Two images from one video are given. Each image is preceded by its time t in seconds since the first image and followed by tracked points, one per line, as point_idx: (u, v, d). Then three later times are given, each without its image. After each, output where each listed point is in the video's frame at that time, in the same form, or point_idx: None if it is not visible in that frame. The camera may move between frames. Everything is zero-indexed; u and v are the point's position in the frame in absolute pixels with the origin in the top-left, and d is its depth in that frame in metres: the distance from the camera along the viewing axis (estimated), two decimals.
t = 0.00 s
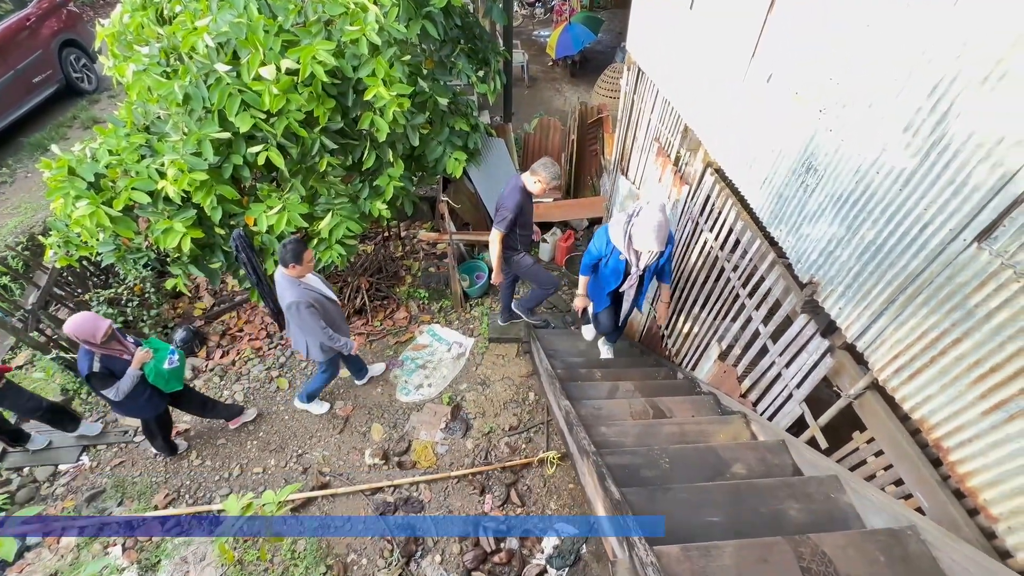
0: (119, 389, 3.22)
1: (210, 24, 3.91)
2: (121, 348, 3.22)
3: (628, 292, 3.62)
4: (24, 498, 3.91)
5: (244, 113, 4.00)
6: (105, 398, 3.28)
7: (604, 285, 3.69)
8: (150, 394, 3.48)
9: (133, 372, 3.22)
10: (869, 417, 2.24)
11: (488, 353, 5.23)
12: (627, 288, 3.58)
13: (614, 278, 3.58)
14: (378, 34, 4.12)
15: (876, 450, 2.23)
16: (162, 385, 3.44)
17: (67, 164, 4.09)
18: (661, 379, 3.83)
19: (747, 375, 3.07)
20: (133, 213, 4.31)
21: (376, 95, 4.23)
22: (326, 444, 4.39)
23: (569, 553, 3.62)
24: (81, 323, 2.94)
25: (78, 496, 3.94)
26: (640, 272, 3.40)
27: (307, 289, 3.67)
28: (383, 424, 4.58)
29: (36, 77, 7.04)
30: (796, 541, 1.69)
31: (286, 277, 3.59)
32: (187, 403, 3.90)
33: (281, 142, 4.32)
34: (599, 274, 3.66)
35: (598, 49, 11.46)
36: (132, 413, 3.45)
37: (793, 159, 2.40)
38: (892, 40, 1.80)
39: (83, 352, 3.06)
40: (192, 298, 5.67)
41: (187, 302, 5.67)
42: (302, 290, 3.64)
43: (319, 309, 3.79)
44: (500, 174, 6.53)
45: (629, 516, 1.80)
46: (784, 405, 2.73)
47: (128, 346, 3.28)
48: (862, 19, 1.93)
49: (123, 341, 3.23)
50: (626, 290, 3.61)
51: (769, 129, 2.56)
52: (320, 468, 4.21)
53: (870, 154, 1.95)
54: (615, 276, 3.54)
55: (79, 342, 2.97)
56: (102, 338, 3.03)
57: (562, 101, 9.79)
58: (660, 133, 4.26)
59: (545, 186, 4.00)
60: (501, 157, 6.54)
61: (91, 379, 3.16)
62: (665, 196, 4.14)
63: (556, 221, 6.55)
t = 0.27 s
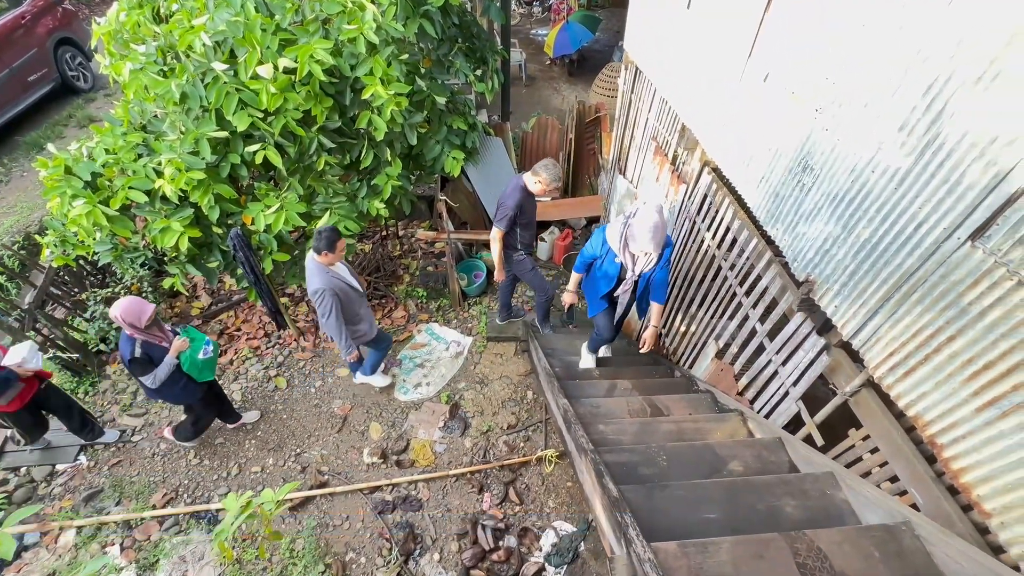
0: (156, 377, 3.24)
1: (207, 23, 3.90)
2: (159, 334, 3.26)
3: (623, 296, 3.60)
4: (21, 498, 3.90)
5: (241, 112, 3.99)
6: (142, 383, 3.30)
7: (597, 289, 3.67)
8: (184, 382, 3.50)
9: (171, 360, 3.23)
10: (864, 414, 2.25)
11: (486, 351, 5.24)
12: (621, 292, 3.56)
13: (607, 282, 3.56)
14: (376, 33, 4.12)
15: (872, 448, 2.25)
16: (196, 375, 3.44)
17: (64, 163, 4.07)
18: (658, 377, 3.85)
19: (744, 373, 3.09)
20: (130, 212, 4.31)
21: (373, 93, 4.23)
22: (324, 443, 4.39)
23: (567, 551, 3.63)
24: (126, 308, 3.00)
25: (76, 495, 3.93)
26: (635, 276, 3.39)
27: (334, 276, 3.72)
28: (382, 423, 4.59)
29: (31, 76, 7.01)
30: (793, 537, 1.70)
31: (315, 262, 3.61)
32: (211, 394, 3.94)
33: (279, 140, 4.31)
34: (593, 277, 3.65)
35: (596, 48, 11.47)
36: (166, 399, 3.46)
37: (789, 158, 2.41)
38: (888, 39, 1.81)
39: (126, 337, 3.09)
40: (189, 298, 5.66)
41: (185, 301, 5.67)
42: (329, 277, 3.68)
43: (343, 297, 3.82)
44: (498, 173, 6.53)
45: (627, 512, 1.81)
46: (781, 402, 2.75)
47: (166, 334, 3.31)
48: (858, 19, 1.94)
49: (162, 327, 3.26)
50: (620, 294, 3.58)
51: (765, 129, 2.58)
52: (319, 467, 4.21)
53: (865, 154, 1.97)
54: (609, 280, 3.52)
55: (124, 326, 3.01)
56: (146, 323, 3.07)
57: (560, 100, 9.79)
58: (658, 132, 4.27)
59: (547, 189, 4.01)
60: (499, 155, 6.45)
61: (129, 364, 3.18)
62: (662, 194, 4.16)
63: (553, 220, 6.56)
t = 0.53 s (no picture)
0: (183, 370, 3.31)
1: (204, 23, 3.89)
2: (186, 329, 3.43)
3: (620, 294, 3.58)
4: (17, 499, 3.88)
5: (238, 112, 3.99)
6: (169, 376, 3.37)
7: (592, 290, 3.63)
8: (210, 375, 3.56)
9: (198, 354, 3.32)
10: (860, 412, 2.27)
11: (483, 351, 5.25)
12: (618, 291, 3.53)
13: (603, 283, 3.53)
14: (372, 34, 4.12)
15: (867, 446, 2.26)
16: (222, 369, 3.53)
17: (59, 164, 4.06)
18: (655, 377, 3.86)
19: (740, 372, 3.10)
20: (126, 213, 4.29)
21: (370, 94, 4.23)
22: (321, 444, 4.39)
23: (565, 550, 3.64)
24: (159, 302, 3.14)
25: (72, 497, 3.92)
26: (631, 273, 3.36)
27: (365, 272, 3.72)
28: (379, 423, 4.59)
29: (26, 76, 6.98)
30: (788, 535, 1.71)
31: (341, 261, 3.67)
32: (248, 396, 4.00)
33: (275, 141, 4.31)
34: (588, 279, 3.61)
35: (593, 48, 11.50)
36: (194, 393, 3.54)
37: (784, 158, 2.43)
38: (882, 40, 1.83)
39: (155, 330, 3.21)
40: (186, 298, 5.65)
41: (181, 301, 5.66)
42: (360, 274, 3.67)
43: (371, 294, 3.83)
44: (495, 174, 6.55)
45: (624, 510, 1.82)
46: (777, 401, 2.77)
47: (193, 329, 3.48)
48: (851, 21, 1.96)
49: (188, 322, 3.44)
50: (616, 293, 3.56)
51: (761, 129, 2.59)
52: (316, 467, 4.21)
53: (859, 154, 1.98)
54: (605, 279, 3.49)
55: (158, 319, 3.15)
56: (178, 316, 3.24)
57: (556, 100, 9.80)
58: (654, 132, 4.29)
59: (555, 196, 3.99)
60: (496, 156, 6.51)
61: (157, 359, 3.26)
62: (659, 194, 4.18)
63: (551, 220, 6.57)
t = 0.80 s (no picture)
0: (223, 366, 3.39)
1: (201, 26, 3.91)
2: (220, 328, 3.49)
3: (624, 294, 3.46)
4: (13, 503, 3.87)
5: (235, 115, 4.01)
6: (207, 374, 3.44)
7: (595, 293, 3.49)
8: (247, 371, 3.59)
9: (234, 350, 3.36)
10: (854, 410, 2.29)
11: (481, 353, 5.26)
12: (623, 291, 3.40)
13: (607, 284, 3.40)
14: (369, 36, 4.14)
15: (861, 445, 2.29)
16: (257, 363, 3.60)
17: (56, 166, 4.06)
18: (652, 377, 3.88)
19: (736, 372, 3.12)
20: (123, 215, 4.29)
21: (367, 96, 4.24)
22: (319, 445, 4.40)
23: (563, 551, 3.65)
24: (196, 299, 3.20)
25: (69, 500, 3.91)
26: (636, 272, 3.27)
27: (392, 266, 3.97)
28: (377, 424, 4.59)
29: (22, 78, 6.97)
30: (782, 532, 1.73)
31: (364, 253, 4.08)
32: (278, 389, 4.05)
33: (273, 143, 4.32)
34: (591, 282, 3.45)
35: (589, 50, 11.55)
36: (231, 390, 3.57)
37: (778, 160, 2.45)
38: (873, 43, 1.85)
39: (192, 329, 3.24)
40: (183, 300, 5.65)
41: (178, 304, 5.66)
42: (388, 268, 3.93)
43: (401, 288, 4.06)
44: (491, 176, 6.62)
45: (620, 510, 1.83)
46: (772, 401, 2.79)
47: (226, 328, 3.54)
48: (843, 23, 1.98)
49: (222, 321, 3.52)
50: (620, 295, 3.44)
51: (755, 130, 2.62)
52: (314, 469, 4.21)
53: (851, 155, 2.01)
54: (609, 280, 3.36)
55: (195, 316, 3.20)
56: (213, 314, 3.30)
57: (553, 102, 9.84)
58: (650, 134, 4.31)
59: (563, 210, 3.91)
60: (493, 159, 6.61)
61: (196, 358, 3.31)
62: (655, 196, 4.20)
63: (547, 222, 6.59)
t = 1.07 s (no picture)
0: (256, 359, 3.44)
1: (200, 31, 3.94)
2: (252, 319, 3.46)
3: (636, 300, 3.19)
4: (9, 507, 3.87)
5: (234, 119, 4.04)
6: (241, 367, 3.50)
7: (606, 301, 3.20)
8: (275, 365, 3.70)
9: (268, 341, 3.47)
10: (846, 410, 2.32)
11: (479, 356, 5.28)
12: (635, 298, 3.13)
13: (617, 291, 3.11)
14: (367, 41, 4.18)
15: (854, 445, 2.31)
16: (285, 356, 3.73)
17: (54, 170, 4.07)
18: (648, 379, 3.90)
19: (731, 374, 3.15)
20: (121, 219, 4.31)
21: (365, 101, 4.28)
22: (317, 448, 4.40)
23: (560, 553, 3.66)
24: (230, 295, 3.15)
25: (65, 504, 3.90)
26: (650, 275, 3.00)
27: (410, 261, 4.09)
28: (374, 427, 4.60)
29: (21, 82, 6.99)
30: (775, 531, 1.75)
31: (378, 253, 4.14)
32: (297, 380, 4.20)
33: (271, 147, 4.35)
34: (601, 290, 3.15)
35: (587, 55, 11.64)
36: (262, 383, 3.63)
37: (771, 164, 2.49)
38: (861, 49, 1.89)
39: (227, 323, 3.26)
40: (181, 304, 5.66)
41: (176, 307, 5.67)
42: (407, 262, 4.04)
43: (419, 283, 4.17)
44: (488, 180, 6.65)
45: (615, 509, 1.85)
46: (766, 402, 2.81)
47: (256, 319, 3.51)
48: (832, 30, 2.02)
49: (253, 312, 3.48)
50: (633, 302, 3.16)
51: (748, 134, 2.66)
52: (311, 472, 4.21)
53: (841, 159, 2.04)
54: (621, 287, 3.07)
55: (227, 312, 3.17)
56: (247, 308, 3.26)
57: (550, 106, 9.90)
58: (646, 138, 4.36)
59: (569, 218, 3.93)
60: (491, 164, 6.66)
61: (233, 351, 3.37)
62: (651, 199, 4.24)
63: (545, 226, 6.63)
